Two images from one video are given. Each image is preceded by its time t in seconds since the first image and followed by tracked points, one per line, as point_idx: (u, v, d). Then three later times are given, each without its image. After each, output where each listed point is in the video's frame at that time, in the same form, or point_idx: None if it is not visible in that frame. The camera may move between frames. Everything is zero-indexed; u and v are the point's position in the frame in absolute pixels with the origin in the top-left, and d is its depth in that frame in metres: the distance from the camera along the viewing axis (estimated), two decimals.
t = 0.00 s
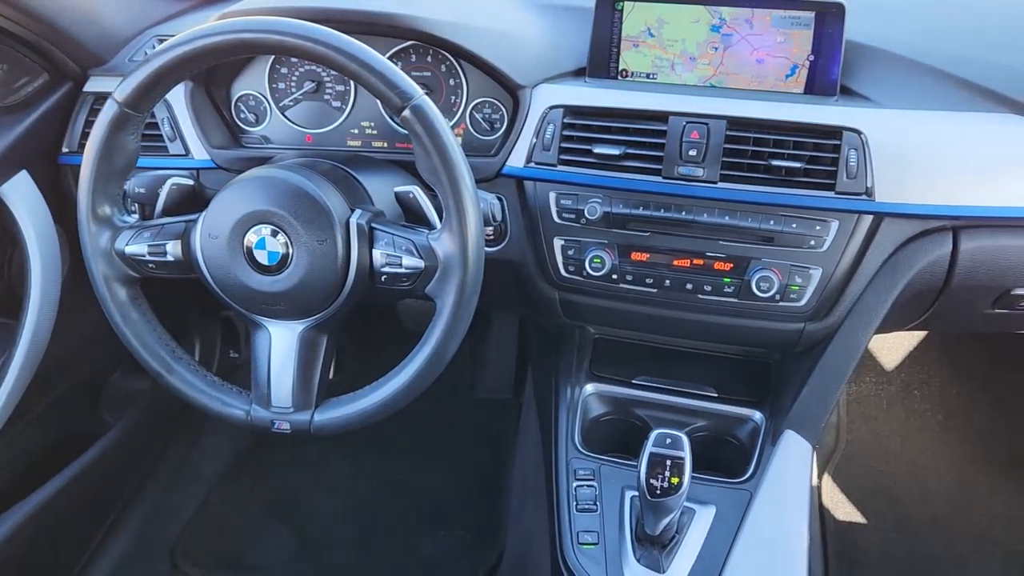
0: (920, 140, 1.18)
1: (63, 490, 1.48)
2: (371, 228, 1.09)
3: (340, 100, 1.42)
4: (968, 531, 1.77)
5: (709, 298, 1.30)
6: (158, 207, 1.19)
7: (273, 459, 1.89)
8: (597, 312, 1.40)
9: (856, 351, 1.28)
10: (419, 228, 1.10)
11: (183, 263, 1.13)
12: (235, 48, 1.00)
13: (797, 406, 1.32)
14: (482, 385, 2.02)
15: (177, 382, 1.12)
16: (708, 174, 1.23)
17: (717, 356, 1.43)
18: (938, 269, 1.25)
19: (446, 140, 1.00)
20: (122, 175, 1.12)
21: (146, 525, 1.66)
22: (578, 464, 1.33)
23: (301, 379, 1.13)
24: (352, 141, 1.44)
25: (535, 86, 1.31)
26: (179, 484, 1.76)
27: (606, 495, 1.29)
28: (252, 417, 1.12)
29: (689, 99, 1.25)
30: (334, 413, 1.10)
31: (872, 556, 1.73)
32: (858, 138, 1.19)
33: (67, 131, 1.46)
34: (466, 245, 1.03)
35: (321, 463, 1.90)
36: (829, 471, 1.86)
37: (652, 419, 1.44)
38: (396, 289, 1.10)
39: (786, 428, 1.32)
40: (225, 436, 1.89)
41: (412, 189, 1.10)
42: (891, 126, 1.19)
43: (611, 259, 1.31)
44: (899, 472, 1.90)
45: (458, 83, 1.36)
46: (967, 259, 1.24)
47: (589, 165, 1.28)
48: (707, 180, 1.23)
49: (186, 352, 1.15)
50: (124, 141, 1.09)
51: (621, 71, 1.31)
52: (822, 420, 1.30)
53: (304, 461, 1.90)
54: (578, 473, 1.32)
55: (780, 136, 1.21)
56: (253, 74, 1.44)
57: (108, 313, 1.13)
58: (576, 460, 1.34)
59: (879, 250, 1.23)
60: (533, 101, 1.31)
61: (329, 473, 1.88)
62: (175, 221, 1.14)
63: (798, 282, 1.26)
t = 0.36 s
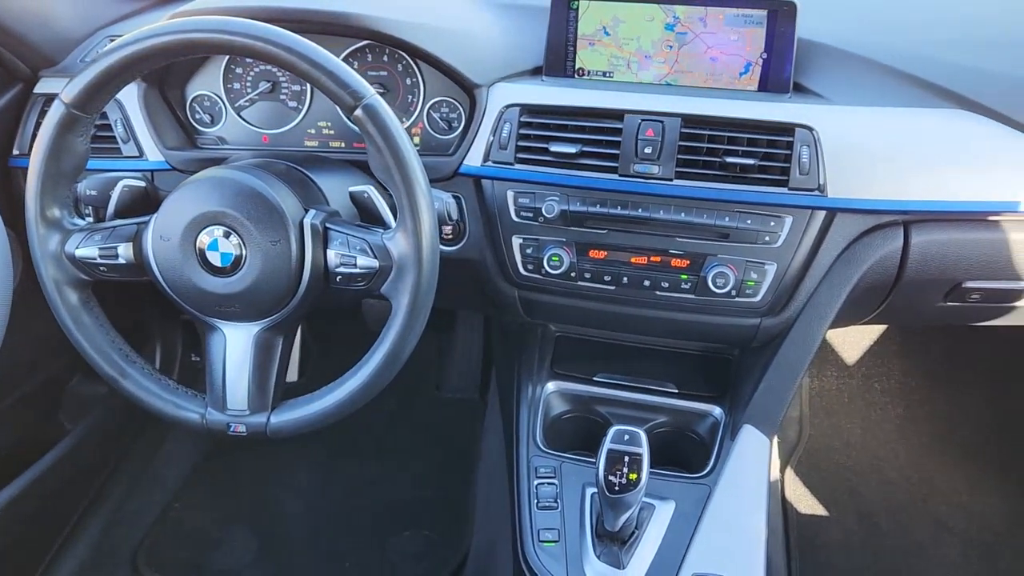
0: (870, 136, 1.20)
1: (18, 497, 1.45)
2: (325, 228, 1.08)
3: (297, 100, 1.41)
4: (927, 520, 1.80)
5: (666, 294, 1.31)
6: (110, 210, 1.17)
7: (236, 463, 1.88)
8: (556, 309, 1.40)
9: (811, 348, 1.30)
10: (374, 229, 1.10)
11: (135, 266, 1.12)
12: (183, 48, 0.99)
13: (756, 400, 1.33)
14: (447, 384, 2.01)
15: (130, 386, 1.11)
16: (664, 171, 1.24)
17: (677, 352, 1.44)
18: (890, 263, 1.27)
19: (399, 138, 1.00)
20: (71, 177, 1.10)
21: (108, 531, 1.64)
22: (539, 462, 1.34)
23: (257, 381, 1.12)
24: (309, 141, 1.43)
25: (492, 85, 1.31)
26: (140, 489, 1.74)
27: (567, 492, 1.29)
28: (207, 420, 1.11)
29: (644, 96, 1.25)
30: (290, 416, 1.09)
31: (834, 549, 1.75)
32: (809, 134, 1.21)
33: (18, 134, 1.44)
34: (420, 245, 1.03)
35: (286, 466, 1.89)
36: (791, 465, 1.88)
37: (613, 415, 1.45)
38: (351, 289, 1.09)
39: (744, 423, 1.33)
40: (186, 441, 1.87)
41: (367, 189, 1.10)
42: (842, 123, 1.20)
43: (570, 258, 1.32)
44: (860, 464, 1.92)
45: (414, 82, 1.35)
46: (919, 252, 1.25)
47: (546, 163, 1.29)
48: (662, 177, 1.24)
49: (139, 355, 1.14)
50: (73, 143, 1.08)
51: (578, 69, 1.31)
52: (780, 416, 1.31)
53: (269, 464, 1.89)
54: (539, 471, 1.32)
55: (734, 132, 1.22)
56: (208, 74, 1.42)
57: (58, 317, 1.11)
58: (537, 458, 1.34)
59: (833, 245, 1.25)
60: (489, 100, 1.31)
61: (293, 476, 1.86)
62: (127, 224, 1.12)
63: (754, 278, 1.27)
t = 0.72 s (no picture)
0: (825, 132, 1.21)
1: None
2: (283, 228, 1.08)
3: (256, 99, 1.40)
4: (889, 511, 1.83)
5: (627, 290, 1.32)
6: (64, 211, 1.16)
7: (202, 465, 1.86)
8: (520, 307, 1.40)
9: (769, 343, 1.32)
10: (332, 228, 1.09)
11: (90, 267, 1.10)
12: (134, 48, 0.98)
13: (717, 395, 1.34)
14: (415, 384, 2.01)
15: (87, 390, 1.10)
16: (623, 168, 1.25)
17: (640, 348, 1.45)
18: (847, 257, 1.28)
19: (354, 136, 1.00)
20: (23, 179, 1.09)
21: (72, 537, 1.63)
22: (503, 459, 1.34)
23: (216, 383, 1.11)
24: (269, 141, 1.42)
25: (451, 83, 1.31)
26: (103, 494, 1.73)
27: (531, 489, 1.30)
28: (166, 423, 1.10)
29: (603, 94, 1.26)
30: (249, 417, 1.09)
31: (798, 541, 1.77)
32: (766, 131, 1.22)
33: None
34: (378, 243, 1.02)
35: (252, 468, 1.87)
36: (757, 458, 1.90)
37: (577, 412, 1.45)
38: (310, 289, 1.08)
39: (707, 416, 1.34)
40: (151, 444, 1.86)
41: (325, 188, 1.09)
42: (798, 119, 1.22)
43: (531, 255, 1.32)
44: (824, 456, 1.94)
45: (374, 81, 1.35)
46: (875, 246, 1.27)
47: (506, 161, 1.29)
48: (622, 174, 1.25)
49: (96, 359, 1.12)
50: (23, 143, 1.06)
51: (537, 67, 1.31)
52: (742, 409, 1.32)
53: (235, 466, 1.87)
54: (503, 468, 1.32)
55: (692, 129, 1.23)
56: (165, 74, 1.40)
57: (12, 320, 1.09)
58: (502, 455, 1.35)
59: (790, 240, 1.27)
60: (449, 98, 1.31)
61: (260, 478, 1.85)
62: (81, 225, 1.11)
63: (713, 273, 1.29)
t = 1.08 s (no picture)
0: (777, 127, 1.23)
1: None
2: (237, 226, 1.07)
3: (211, 97, 1.39)
4: (848, 500, 1.86)
5: (585, 285, 1.32)
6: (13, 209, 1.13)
7: (164, 466, 1.85)
8: (479, 303, 1.41)
9: (724, 336, 1.34)
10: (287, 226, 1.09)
11: (40, 268, 1.09)
12: (81, 44, 0.97)
13: (675, 389, 1.36)
14: (381, 382, 2.01)
15: (39, 392, 1.08)
16: (579, 164, 1.26)
17: (599, 343, 1.47)
18: (800, 250, 1.30)
19: (307, 133, 0.99)
20: None
21: (31, 544, 1.62)
22: (463, 455, 1.35)
23: (171, 383, 1.10)
24: (226, 139, 1.41)
25: (408, 80, 1.31)
26: (64, 500, 1.71)
27: (492, 485, 1.30)
28: (120, 424, 1.09)
29: (558, 90, 1.26)
30: (205, 417, 1.08)
31: (760, 531, 1.80)
32: (719, 126, 1.23)
33: None
34: (333, 240, 1.02)
35: (215, 468, 1.86)
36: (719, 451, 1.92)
37: (539, 407, 1.46)
38: (265, 288, 1.08)
39: (664, 410, 1.36)
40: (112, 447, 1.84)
41: (280, 185, 1.08)
42: (750, 115, 1.23)
43: (489, 251, 1.33)
44: (785, 448, 1.97)
45: (331, 78, 1.34)
46: (826, 241, 1.29)
47: (463, 158, 1.29)
48: (578, 170, 1.26)
49: (48, 360, 1.11)
50: None
51: (494, 64, 1.30)
52: (698, 402, 1.34)
53: (197, 467, 1.86)
54: (464, 465, 1.33)
55: (646, 125, 1.24)
56: (118, 73, 1.39)
57: None
58: (463, 451, 1.35)
59: (745, 234, 1.28)
60: (406, 95, 1.31)
61: (223, 478, 1.84)
62: (31, 225, 1.09)
63: (670, 267, 1.30)
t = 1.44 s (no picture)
0: (733, 124, 1.24)
1: None
2: (192, 225, 1.06)
3: (167, 95, 1.37)
4: (810, 492, 1.88)
5: (545, 283, 1.33)
6: None
7: (125, 470, 1.83)
8: (441, 300, 1.41)
9: (684, 332, 1.35)
10: (242, 225, 1.07)
11: None
12: (29, 42, 0.96)
13: (636, 384, 1.37)
14: (349, 381, 1.99)
15: None
16: (538, 161, 1.26)
17: (563, 339, 1.47)
18: (756, 246, 1.32)
19: (260, 130, 0.98)
20: None
21: None
22: (426, 454, 1.34)
23: (128, 384, 1.09)
24: (183, 138, 1.39)
25: (367, 78, 1.30)
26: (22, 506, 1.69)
27: (454, 482, 1.30)
28: (75, 426, 1.08)
29: (517, 88, 1.26)
30: (162, 419, 1.07)
31: (723, 524, 1.81)
32: (676, 123, 1.24)
33: None
34: (288, 239, 1.01)
35: (177, 470, 1.84)
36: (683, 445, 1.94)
37: (502, 404, 1.46)
38: (221, 287, 1.07)
39: (625, 405, 1.37)
40: (72, 451, 1.82)
41: (235, 184, 1.06)
42: (706, 112, 1.24)
43: (450, 249, 1.33)
44: (748, 441, 1.99)
45: (289, 76, 1.33)
46: (783, 236, 1.31)
47: (423, 156, 1.29)
48: (537, 168, 1.26)
49: None
50: None
51: (454, 61, 1.29)
52: (658, 397, 1.36)
53: (159, 469, 1.84)
54: (426, 463, 1.33)
55: (605, 122, 1.25)
56: (70, 72, 1.36)
57: None
58: (425, 449, 1.35)
59: (703, 230, 1.30)
60: (365, 93, 1.30)
61: (185, 480, 1.82)
62: None
63: (629, 264, 1.31)
